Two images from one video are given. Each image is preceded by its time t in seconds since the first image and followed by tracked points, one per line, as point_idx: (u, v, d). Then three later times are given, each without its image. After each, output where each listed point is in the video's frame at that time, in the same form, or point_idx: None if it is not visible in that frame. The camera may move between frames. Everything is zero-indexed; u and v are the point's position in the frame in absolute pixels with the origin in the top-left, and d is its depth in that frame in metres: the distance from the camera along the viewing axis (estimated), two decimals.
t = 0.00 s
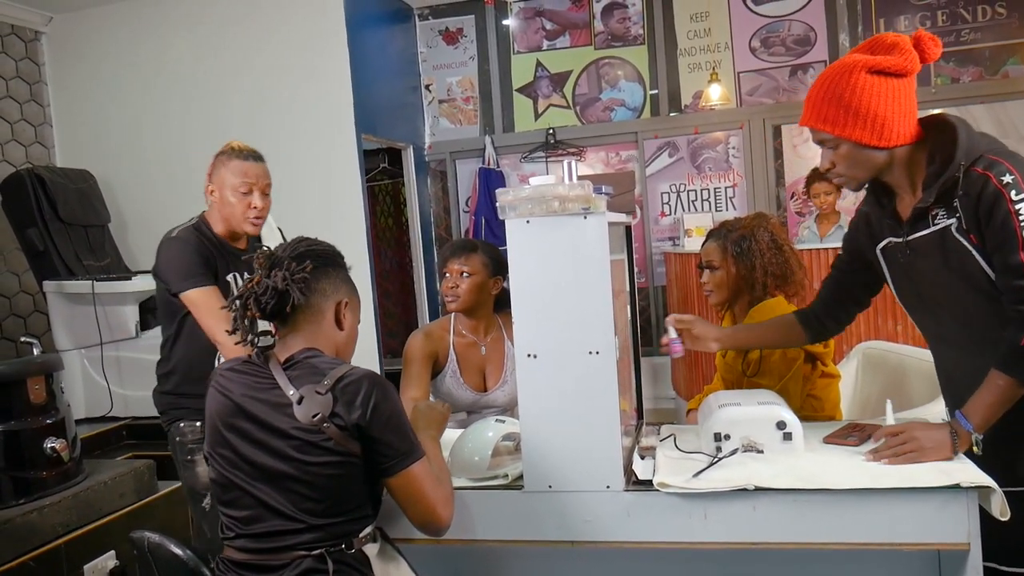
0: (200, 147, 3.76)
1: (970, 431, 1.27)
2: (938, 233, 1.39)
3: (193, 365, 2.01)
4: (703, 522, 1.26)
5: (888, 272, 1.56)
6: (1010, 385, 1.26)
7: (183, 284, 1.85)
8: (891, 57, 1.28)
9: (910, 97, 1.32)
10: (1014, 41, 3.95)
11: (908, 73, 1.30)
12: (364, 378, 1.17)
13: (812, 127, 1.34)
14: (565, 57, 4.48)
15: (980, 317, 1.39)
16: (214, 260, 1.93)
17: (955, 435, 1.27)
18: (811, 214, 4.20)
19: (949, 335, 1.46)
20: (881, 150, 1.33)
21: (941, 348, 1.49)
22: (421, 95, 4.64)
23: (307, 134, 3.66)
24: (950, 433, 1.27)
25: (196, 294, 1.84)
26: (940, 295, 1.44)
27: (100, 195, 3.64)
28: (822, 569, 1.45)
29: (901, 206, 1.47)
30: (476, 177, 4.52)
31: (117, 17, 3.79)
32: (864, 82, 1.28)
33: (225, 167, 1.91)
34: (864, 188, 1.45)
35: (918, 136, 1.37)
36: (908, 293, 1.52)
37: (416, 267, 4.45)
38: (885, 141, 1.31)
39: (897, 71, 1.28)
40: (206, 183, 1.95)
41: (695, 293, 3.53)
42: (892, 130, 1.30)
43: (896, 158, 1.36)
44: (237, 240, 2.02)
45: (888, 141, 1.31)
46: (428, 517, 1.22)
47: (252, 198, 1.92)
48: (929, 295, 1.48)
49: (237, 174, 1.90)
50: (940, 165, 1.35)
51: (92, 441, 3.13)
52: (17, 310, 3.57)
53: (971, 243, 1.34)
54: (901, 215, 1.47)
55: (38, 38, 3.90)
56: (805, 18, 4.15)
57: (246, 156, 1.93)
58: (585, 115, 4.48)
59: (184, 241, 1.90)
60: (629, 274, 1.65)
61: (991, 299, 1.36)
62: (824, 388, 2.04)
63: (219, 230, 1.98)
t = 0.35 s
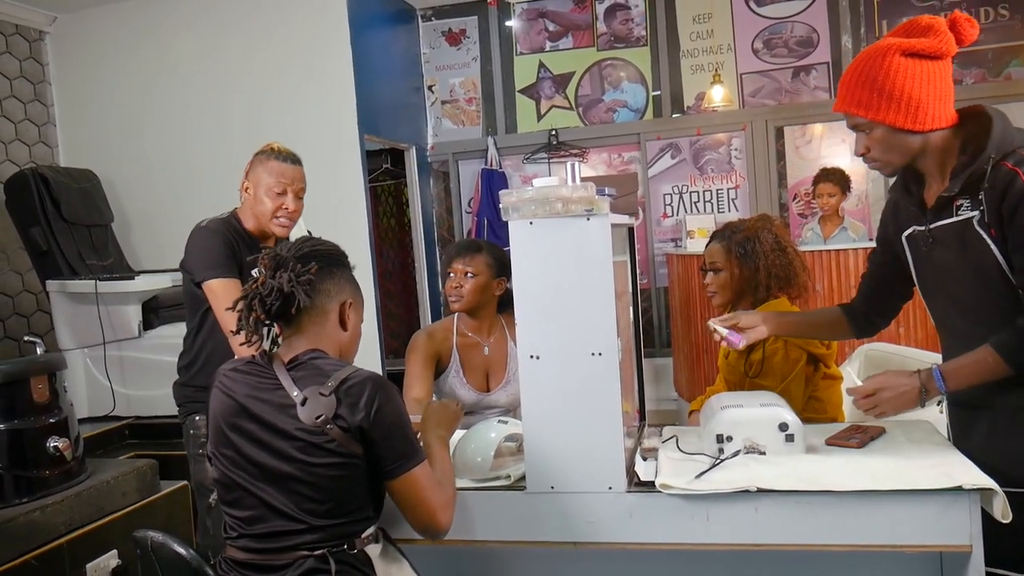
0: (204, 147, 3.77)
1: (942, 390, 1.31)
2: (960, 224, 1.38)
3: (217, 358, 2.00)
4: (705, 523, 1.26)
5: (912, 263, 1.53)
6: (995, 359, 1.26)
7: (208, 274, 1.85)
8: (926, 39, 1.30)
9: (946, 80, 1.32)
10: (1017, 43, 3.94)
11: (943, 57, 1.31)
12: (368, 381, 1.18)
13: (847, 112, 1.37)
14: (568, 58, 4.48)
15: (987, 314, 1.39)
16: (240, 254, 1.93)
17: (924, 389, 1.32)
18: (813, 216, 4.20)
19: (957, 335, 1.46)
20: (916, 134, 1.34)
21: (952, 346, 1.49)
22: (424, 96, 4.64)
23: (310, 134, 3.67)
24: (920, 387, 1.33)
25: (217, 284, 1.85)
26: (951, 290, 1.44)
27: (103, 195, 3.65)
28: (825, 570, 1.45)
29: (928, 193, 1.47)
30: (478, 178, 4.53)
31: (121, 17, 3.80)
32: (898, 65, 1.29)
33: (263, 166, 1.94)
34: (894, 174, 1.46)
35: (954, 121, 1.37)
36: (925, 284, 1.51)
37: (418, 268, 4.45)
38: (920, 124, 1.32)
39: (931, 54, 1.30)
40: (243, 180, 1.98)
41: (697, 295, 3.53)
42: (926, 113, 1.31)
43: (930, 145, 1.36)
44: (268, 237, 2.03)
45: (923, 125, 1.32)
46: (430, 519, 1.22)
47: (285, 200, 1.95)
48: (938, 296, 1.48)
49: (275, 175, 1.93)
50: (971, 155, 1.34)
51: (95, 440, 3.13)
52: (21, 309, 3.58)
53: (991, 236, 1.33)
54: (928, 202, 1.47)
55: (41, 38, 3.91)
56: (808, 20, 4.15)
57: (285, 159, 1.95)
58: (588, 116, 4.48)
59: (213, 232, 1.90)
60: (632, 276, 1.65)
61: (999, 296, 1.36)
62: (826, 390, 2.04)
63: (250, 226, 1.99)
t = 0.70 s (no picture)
0: (206, 148, 3.77)
1: (990, 393, 1.27)
2: (970, 218, 1.37)
3: (223, 359, 2.00)
4: (707, 524, 1.26)
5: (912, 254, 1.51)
6: None
7: (214, 273, 1.85)
8: (953, 29, 1.31)
9: (967, 73, 1.33)
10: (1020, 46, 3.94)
11: (968, 48, 1.32)
12: (371, 385, 1.18)
13: (865, 94, 1.37)
14: (570, 59, 4.48)
15: (988, 313, 1.38)
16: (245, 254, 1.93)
17: (974, 397, 1.27)
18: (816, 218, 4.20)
19: (952, 334, 1.45)
20: (932, 124, 1.34)
21: (946, 340, 1.47)
22: (426, 97, 4.64)
23: (313, 135, 3.67)
24: (969, 395, 1.27)
25: (223, 284, 1.85)
26: (950, 288, 1.43)
27: (106, 196, 3.65)
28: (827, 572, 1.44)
29: (937, 186, 1.48)
30: (481, 179, 4.54)
31: (124, 18, 3.80)
32: (921, 51, 1.30)
33: (273, 168, 1.95)
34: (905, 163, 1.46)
35: (972, 117, 1.37)
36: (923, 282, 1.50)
37: (420, 269, 4.46)
38: (936, 113, 1.32)
39: (958, 43, 1.31)
40: (253, 181, 1.98)
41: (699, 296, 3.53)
42: (943, 103, 1.31)
43: (946, 136, 1.36)
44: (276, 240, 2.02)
45: (939, 114, 1.32)
46: (432, 522, 1.22)
47: (295, 201, 1.95)
48: (935, 291, 1.47)
49: (284, 176, 1.93)
50: (988, 149, 1.35)
51: (98, 441, 3.13)
52: (23, 310, 3.59)
53: (1001, 231, 1.32)
54: (935, 195, 1.47)
55: (44, 39, 3.92)
56: (811, 22, 4.15)
57: (295, 160, 1.96)
58: (590, 117, 4.48)
59: (218, 231, 1.90)
60: (634, 277, 1.64)
61: (1002, 292, 1.35)
62: (828, 392, 2.01)
63: (259, 228, 1.99)
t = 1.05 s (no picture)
0: (206, 147, 3.77)
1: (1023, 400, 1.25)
2: (966, 220, 1.36)
3: (223, 359, 2.00)
4: (706, 525, 1.26)
5: (899, 262, 1.54)
6: None
7: (212, 273, 1.85)
8: (949, 34, 1.31)
9: (959, 79, 1.33)
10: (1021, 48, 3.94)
11: (962, 53, 1.32)
12: (370, 386, 1.18)
13: (858, 95, 1.37)
14: (571, 60, 4.48)
15: (979, 314, 1.37)
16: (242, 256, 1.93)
17: (1004, 404, 1.25)
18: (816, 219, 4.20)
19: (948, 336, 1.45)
20: (923, 127, 1.34)
21: (935, 342, 1.47)
22: (427, 97, 4.65)
23: (312, 135, 3.67)
24: (1001, 404, 1.25)
25: (219, 284, 1.85)
26: (939, 289, 1.43)
27: (106, 194, 3.66)
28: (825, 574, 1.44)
29: (926, 191, 1.47)
30: (481, 179, 4.54)
31: (124, 17, 3.80)
32: (915, 55, 1.30)
33: (270, 166, 1.93)
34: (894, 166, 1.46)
35: (962, 122, 1.37)
36: (911, 282, 1.51)
37: (420, 269, 4.46)
38: (928, 117, 1.32)
39: (952, 48, 1.31)
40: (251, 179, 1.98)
41: (698, 297, 3.53)
42: (935, 107, 1.32)
43: (937, 140, 1.36)
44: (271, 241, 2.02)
45: (931, 118, 1.32)
46: (431, 523, 1.22)
47: (281, 199, 1.92)
48: (924, 293, 1.47)
49: (280, 175, 1.91)
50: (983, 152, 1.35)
51: (97, 440, 3.13)
52: (23, 308, 3.59)
53: (1002, 233, 1.32)
54: (925, 199, 1.46)
55: (45, 38, 3.92)
56: (812, 24, 4.15)
57: (293, 161, 1.94)
58: (591, 118, 4.48)
59: (216, 231, 1.90)
60: (634, 277, 1.64)
61: (996, 293, 1.35)
62: (827, 393, 2.01)
63: (253, 227, 1.99)
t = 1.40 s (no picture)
0: (206, 147, 3.77)
1: (1017, 392, 1.25)
2: (950, 221, 1.36)
3: (222, 359, 2.00)
4: (706, 524, 1.26)
5: (881, 265, 1.52)
6: None
7: (212, 274, 1.85)
8: (926, 39, 1.32)
9: (935, 85, 1.34)
10: (1021, 47, 3.94)
11: (938, 60, 1.33)
12: (370, 385, 1.18)
13: (836, 99, 1.37)
14: (571, 59, 4.48)
15: (968, 312, 1.37)
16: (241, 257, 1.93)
17: (998, 398, 1.25)
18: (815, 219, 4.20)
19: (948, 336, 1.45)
20: (901, 131, 1.35)
21: (924, 343, 1.46)
22: (426, 96, 4.65)
23: (312, 134, 3.67)
24: (994, 400, 1.25)
25: (218, 285, 1.85)
26: (924, 290, 1.43)
27: (106, 194, 3.66)
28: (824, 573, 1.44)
29: (905, 195, 1.47)
30: (481, 178, 4.54)
31: (123, 17, 3.80)
32: (893, 60, 1.31)
33: (267, 167, 1.92)
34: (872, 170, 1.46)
35: (938, 128, 1.38)
36: (896, 287, 1.50)
37: (420, 268, 4.46)
38: (907, 121, 1.32)
39: (929, 54, 1.32)
40: (249, 178, 1.97)
41: (698, 296, 3.53)
42: (914, 111, 1.32)
43: (915, 144, 1.37)
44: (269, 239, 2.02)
45: (909, 122, 1.33)
46: (432, 522, 1.23)
47: (280, 202, 1.92)
48: (908, 294, 1.47)
49: (279, 177, 1.90)
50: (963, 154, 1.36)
51: (97, 439, 3.13)
52: (22, 307, 3.59)
53: (986, 230, 1.33)
54: (905, 203, 1.46)
55: (44, 37, 3.92)
56: (812, 23, 4.15)
57: (291, 161, 1.92)
58: (591, 117, 4.48)
59: (215, 232, 1.90)
60: (633, 277, 1.64)
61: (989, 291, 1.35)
62: (827, 393, 2.02)
63: (253, 227, 1.98)
